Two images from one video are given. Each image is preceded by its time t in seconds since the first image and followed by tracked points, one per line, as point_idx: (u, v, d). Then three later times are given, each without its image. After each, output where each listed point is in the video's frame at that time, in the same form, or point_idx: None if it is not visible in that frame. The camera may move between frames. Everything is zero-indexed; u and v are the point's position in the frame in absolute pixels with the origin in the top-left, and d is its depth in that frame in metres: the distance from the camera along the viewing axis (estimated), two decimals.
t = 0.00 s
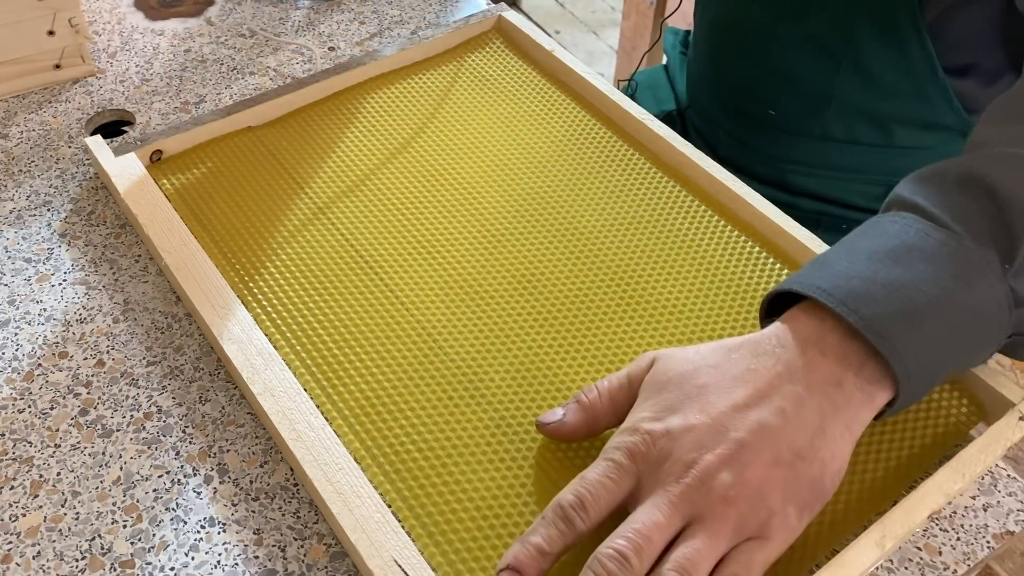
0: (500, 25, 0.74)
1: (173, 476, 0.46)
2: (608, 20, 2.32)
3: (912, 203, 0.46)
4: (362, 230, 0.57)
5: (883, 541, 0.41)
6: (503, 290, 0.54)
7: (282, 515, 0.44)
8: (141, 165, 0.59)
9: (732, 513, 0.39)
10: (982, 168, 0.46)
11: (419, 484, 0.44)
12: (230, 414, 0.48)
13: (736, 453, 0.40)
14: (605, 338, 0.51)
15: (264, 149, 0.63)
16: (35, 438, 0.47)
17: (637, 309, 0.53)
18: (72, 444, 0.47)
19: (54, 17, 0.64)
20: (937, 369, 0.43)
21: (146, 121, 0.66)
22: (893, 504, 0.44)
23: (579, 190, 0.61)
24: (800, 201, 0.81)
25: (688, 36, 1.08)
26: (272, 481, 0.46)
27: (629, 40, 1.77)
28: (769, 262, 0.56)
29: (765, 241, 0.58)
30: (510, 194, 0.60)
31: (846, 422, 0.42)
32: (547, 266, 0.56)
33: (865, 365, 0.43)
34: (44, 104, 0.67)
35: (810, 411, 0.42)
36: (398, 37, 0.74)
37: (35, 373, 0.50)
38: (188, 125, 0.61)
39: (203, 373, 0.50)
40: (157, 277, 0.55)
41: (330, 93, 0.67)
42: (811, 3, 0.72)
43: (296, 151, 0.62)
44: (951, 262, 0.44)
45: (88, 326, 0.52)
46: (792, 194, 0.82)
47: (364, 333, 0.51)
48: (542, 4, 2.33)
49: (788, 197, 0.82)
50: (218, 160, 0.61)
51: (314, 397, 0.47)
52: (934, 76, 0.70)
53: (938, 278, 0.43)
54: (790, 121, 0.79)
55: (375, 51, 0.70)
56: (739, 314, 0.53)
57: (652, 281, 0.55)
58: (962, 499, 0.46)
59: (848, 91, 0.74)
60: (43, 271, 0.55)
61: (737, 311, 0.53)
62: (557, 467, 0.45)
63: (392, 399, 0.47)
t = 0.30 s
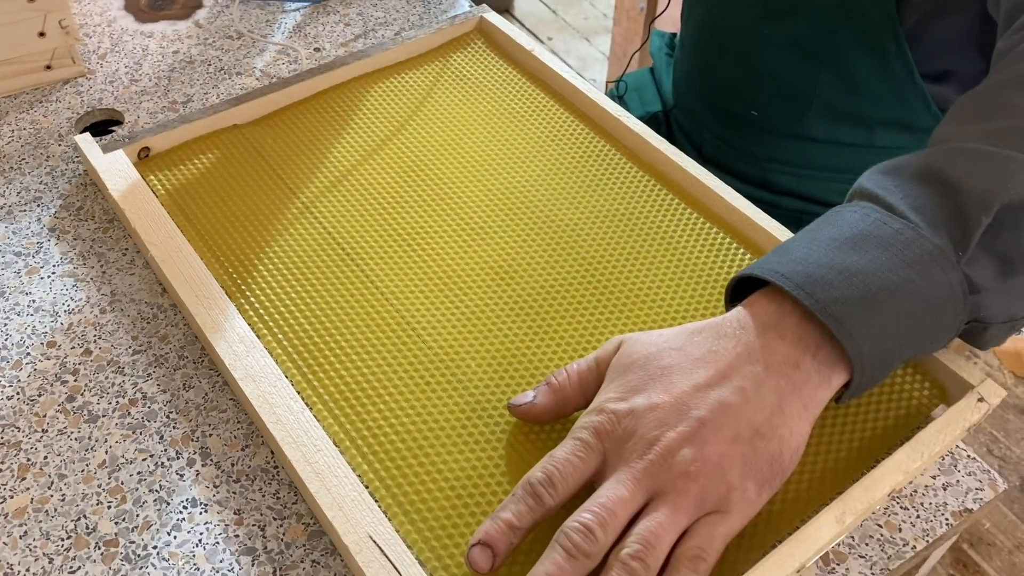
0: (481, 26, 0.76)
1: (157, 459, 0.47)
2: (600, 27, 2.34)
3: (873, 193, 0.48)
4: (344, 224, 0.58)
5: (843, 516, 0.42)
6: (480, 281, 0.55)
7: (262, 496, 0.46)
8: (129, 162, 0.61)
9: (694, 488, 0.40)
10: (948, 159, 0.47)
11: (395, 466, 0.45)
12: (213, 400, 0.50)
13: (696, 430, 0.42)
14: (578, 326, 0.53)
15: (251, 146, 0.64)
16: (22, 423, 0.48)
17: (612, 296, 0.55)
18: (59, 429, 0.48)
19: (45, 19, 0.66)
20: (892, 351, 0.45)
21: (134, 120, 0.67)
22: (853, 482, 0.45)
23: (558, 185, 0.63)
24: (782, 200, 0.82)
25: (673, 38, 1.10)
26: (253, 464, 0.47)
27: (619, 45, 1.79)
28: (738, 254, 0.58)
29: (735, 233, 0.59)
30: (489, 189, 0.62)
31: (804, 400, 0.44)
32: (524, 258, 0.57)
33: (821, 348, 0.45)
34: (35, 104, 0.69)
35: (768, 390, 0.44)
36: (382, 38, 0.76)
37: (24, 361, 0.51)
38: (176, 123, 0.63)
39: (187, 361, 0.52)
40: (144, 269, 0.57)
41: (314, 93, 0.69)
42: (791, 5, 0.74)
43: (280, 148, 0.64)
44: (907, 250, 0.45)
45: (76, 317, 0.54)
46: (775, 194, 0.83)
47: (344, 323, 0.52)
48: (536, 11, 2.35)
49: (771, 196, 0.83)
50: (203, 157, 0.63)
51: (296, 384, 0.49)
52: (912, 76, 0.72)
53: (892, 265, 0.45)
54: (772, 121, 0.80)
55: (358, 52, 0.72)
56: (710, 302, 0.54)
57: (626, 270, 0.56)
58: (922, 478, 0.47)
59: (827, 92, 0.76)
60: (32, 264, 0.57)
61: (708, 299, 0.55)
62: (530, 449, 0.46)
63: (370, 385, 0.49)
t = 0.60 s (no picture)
0: (473, 33, 0.78)
1: (158, 447, 0.49)
2: (596, 37, 2.37)
3: (846, 186, 0.50)
4: (343, 228, 0.60)
5: (818, 497, 0.44)
6: (471, 277, 0.57)
7: (259, 481, 0.47)
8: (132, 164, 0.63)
9: (676, 463, 0.42)
10: (919, 152, 0.49)
11: (387, 452, 0.47)
12: (212, 391, 0.52)
13: (676, 408, 0.44)
14: (566, 321, 0.55)
15: (250, 148, 0.66)
16: (28, 413, 0.50)
17: (598, 291, 0.57)
18: (64, 419, 0.50)
19: (50, 27, 0.68)
20: (865, 336, 0.47)
21: (137, 124, 0.69)
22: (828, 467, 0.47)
23: (547, 185, 0.65)
24: (771, 202, 0.84)
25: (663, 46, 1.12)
26: (250, 451, 0.49)
27: (615, 55, 1.81)
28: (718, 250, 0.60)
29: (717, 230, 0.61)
30: (480, 190, 0.64)
31: (781, 379, 0.46)
32: (514, 256, 0.59)
33: (797, 328, 0.47)
34: (40, 109, 0.71)
35: (747, 368, 0.45)
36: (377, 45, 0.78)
37: (29, 355, 0.53)
38: (177, 127, 0.65)
39: (187, 354, 0.54)
40: (145, 267, 0.59)
41: (311, 98, 0.71)
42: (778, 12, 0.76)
43: (278, 151, 0.66)
44: (879, 238, 0.47)
45: (80, 312, 0.56)
46: (764, 197, 0.85)
47: (340, 319, 0.54)
48: (533, 23, 2.38)
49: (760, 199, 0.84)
50: (204, 161, 0.65)
51: (293, 374, 0.51)
52: (895, 78, 0.74)
53: (865, 253, 0.47)
54: (761, 125, 0.83)
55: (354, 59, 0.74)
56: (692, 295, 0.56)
57: (612, 265, 0.58)
58: (894, 464, 0.49)
59: (814, 96, 0.78)
60: (38, 262, 0.59)
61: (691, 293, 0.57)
62: (519, 435, 0.48)
63: (363, 376, 0.51)
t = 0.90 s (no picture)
0: (474, 47, 0.81)
1: (170, 441, 0.51)
2: (597, 51, 2.41)
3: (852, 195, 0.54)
4: (347, 234, 0.62)
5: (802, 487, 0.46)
6: (470, 284, 0.59)
7: (267, 473, 0.49)
8: (144, 171, 0.65)
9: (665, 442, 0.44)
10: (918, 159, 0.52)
11: (387, 448, 0.49)
12: (222, 388, 0.54)
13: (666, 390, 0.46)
14: (562, 322, 0.57)
15: (258, 158, 0.69)
16: (47, 408, 0.52)
17: (592, 293, 0.59)
18: (80, 414, 0.52)
19: (66, 41, 0.71)
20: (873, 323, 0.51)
21: (149, 134, 0.72)
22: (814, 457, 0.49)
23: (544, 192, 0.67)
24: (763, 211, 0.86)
25: (660, 59, 1.15)
26: (258, 445, 0.51)
27: (614, 68, 1.84)
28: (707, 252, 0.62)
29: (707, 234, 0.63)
30: (478, 199, 0.66)
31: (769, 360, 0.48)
32: (510, 263, 0.61)
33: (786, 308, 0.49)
34: (55, 119, 0.73)
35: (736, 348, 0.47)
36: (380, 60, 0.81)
37: (47, 353, 0.55)
38: (187, 136, 0.67)
39: (198, 352, 0.56)
40: (158, 271, 0.61)
41: (316, 110, 0.73)
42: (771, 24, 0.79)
43: (284, 163, 0.68)
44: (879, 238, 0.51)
45: (95, 313, 0.58)
46: (756, 205, 0.87)
47: (343, 324, 0.56)
48: (533, 37, 2.41)
49: (752, 209, 0.87)
50: (212, 171, 0.67)
51: (299, 372, 0.53)
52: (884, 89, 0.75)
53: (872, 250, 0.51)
54: (756, 134, 0.85)
55: (358, 73, 0.77)
56: (684, 296, 0.58)
57: (607, 269, 0.60)
58: (875, 458, 0.51)
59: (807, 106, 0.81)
60: (55, 266, 0.61)
61: (683, 294, 0.58)
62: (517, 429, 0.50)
63: (365, 377, 0.53)
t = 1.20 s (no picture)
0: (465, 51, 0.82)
1: (181, 435, 0.53)
2: (598, 66, 2.44)
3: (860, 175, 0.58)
4: (345, 230, 0.64)
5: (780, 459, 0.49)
6: (465, 277, 0.61)
7: (274, 466, 0.51)
8: (147, 177, 0.67)
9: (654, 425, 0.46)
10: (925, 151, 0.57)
11: (384, 435, 0.51)
12: (231, 385, 0.56)
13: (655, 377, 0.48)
14: (553, 311, 0.58)
15: (257, 161, 0.71)
16: (62, 404, 0.54)
17: (582, 285, 0.60)
18: (94, 410, 0.54)
19: (81, 53, 0.74)
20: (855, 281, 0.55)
21: (160, 143, 0.74)
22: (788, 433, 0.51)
23: (535, 188, 0.69)
24: (761, 215, 0.89)
25: (658, 72, 1.17)
26: (266, 440, 0.53)
27: (614, 82, 1.87)
28: (690, 246, 0.63)
29: (690, 229, 0.65)
30: (470, 197, 0.68)
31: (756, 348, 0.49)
32: (502, 258, 0.63)
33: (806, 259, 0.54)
34: (69, 129, 0.76)
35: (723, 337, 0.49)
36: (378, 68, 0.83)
37: (62, 352, 0.58)
38: (189, 142, 0.69)
39: (208, 351, 0.58)
40: (168, 273, 0.64)
41: (313, 115, 0.75)
42: (780, 36, 0.81)
43: (281, 166, 0.70)
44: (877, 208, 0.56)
45: (108, 314, 0.60)
46: (756, 211, 0.90)
47: (341, 317, 0.58)
48: (534, 52, 2.45)
49: (750, 214, 0.89)
50: (212, 175, 0.69)
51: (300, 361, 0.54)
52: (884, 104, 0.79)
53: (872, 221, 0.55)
54: (756, 141, 0.88)
55: (352, 78, 0.78)
56: (670, 288, 0.60)
57: (596, 262, 0.62)
58: (860, 453, 0.53)
59: (807, 116, 0.83)
60: (69, 269, 0.63)
61: (669, 286, 0.60)
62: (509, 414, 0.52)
63: (362, 365, 0.54)
